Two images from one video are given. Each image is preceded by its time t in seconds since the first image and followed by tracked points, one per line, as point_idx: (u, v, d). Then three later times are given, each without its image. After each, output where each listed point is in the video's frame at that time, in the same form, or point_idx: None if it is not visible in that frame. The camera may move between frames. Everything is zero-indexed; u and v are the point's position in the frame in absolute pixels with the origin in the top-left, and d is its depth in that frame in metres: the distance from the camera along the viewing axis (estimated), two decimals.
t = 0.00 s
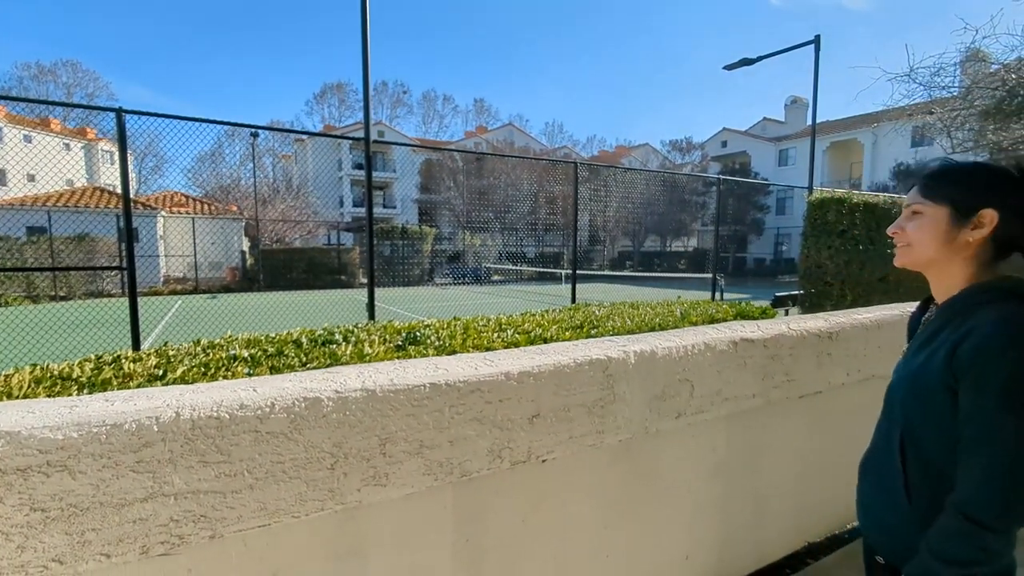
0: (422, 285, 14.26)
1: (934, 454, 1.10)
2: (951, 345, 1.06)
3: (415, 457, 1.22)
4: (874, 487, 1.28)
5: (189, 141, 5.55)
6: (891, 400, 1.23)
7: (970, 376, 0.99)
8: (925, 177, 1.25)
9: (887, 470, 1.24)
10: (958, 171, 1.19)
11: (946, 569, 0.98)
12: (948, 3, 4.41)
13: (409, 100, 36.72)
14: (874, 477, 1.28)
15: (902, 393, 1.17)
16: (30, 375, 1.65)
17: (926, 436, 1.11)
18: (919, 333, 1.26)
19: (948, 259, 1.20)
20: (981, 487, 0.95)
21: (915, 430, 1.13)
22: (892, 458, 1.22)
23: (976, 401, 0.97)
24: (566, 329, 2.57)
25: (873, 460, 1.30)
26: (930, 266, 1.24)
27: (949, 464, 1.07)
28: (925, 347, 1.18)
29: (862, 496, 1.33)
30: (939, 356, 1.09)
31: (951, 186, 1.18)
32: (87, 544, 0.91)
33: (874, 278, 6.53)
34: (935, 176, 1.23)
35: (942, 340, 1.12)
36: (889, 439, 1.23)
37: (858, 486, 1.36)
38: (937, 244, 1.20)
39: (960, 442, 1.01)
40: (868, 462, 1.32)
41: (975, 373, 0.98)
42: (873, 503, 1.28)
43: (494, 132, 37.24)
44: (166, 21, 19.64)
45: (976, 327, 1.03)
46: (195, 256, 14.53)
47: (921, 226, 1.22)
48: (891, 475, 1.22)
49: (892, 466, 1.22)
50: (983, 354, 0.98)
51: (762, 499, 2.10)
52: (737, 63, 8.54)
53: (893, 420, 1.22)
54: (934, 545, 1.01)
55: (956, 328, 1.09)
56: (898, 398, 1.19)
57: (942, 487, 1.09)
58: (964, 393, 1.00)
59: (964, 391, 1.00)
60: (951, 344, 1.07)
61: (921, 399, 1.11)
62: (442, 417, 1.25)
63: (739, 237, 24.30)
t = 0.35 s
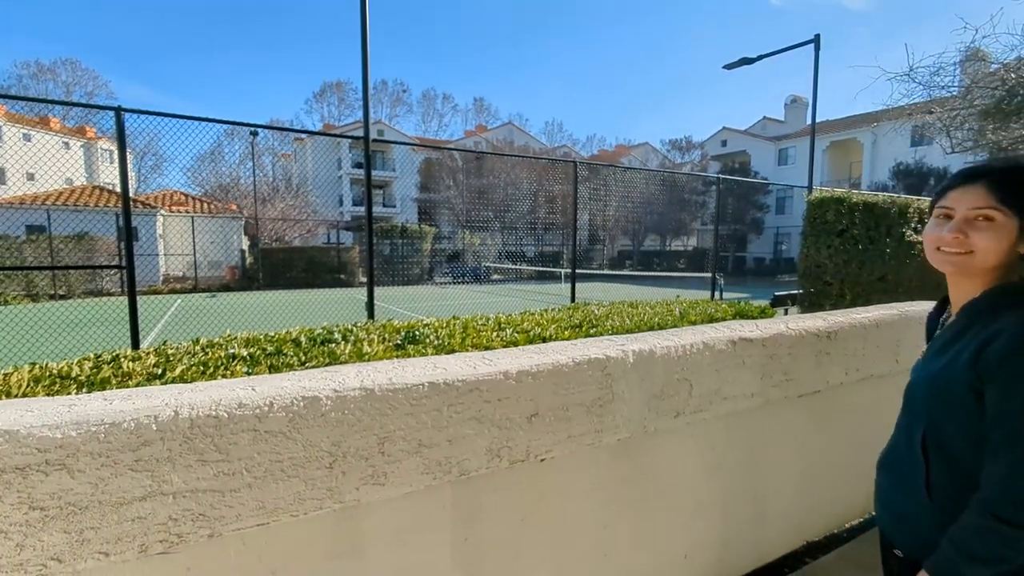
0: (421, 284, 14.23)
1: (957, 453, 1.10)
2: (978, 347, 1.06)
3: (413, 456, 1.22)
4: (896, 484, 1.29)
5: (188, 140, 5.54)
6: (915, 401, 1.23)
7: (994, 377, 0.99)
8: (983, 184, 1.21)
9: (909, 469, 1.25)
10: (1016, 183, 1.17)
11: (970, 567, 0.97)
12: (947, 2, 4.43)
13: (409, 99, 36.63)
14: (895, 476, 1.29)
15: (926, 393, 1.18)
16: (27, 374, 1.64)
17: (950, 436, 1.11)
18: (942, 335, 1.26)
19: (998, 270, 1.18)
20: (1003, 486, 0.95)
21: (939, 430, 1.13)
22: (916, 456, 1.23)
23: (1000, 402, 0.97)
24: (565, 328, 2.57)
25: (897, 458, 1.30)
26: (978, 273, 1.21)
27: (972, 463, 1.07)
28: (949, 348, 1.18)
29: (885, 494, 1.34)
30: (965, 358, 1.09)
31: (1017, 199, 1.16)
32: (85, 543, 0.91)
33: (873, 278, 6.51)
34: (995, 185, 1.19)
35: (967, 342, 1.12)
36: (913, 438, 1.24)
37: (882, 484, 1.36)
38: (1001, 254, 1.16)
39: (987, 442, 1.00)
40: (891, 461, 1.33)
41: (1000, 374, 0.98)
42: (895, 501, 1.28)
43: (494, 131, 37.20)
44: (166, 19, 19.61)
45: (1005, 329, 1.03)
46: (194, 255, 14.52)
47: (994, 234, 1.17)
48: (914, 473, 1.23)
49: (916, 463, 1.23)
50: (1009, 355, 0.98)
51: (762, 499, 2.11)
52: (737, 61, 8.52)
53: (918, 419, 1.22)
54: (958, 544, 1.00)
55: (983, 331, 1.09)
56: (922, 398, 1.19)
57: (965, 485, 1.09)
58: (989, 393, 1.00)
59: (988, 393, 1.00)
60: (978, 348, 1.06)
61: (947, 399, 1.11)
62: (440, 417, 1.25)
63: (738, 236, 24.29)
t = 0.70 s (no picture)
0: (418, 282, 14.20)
1: (953, 452, 1.12)
2: (978, 349, 1.07)
3: (410, 453, 1.23)
4: (887, 481, 1.31)
5: (184, 137, 5.53)
6: (909, 401, 1.25)
7: (995, 380, 1.00)
8: (997, 184, 1.20)
9: (901, 466, 1.27)
10: None
11: (969, 566, 1.00)
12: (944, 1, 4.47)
13: (406, 95, 36.37)
14: (887, 473, 1.31)
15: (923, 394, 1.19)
16: (24, 370, 1.64)
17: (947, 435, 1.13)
18: (936, 335, 1.28)
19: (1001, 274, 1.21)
20: (1002, 487, 0.97)
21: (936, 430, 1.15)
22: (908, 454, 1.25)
23: (1003, 404, 0.98)
24: (561, 326, 2.58)
25: (889, 455, 1.32)
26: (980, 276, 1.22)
27: (968, 461, 1.09)
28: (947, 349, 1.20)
29: (875, 490, 1.36)
30: (964, 359, 1.10)
31: None
32: (82, 539, 0.91)
33: (870, 276, 6.57)
34: (1011, 185, 1.18)
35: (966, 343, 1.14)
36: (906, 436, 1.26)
37: (871, 480, 1.39)
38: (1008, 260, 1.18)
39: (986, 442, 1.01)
40: (882, 459, 1.35)
41: (1004, 376, 0.99)
42: (886, 497, 1.31)
43: (491, 129, 37.13)
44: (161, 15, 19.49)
45: (1005, 331, 1.04)
46: (190, 252, 14.46)
47: (1002, 239, 1.18)
48: (907, 470, 1.26)
49: (909, 461, 1.25)
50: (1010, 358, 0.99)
51: (757, 496, 2.12)
52: (735, 60, 8.53)
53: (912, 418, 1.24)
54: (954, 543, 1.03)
55: (982, 332, 1.11)
56: (917, 397, 1.21)
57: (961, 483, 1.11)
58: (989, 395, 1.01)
59: (988, 395, 1.01)
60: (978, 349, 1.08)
61: (945, 399, 1.12)
62: (437, 414, 1.26)
63: (735, 235, 24.34)
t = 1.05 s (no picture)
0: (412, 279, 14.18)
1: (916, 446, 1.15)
2: (930, 343, 1.10)
3: (402, 450, 1.24)
4: (861, 480, 1.33)
5: (175, 132, 5.48)
6: (874, 399, 1.27)
7: (948, 373, 1.03)
8: (925, 179, 1.23)
9: (876, 465, 1.29)
10: (957, 179, 1.19)
11: (934, 561, 1.02)
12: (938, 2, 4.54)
13: (400, 92, 35.61)
14: (862, 473, 1.33)
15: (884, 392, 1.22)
16: (15, 367, 1.62)
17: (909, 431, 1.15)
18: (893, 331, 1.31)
19: (931, 266, 1.23)
20: (961, 477, 1.00)
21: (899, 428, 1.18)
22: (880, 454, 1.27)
23: (955, 396, 1.01)
24: (554, 324, 2.60)
25: (864, 456, 1.34)
26: (912, 269, 1.26)
27: (931, 457, 1.12)
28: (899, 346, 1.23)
29: (848, 489, 1.39)
30: (918, 355, 1.13)
31: (956, 195, 1.18)
32: (75, 536, 0.91)
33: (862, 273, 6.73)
34: (936, 179, 1.22)
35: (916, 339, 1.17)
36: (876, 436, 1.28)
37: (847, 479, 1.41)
38: (930, 252, 1.21)
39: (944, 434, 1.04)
40: (855, 459, 1.37)
41: (954, 369, 1.02)
42: (861, 496, 1.33)
43: (486, 126, 37.09)
44: (152, 8, 19.27)
45: (950, 324, 1.07)
46: (182, 248, 14.37)
47: (918, 230, 1.22)
48: (879, 469, 1.28)
49: (882, 461, 1.26)
50: (959, 351, 1.03)
51: (745, 493, 2.15)
52: (728, 60, 8.59)
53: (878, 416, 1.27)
54: (921, 540, 1.05)
55: (931, 326, 1.14)
56: (878, 396, 1.23)
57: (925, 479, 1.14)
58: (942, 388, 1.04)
59: (943, 388, 1.04)
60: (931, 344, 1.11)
61: (904, 397, 1.15)
62: (429, 412, 1.27)
63: (728, 234, 24.49)
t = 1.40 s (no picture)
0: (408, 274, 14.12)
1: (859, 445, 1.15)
2: (872, 339, 1.12)
3: (406, 444, 1.25)
4: (809, 481, 1.33)
5: (168, 124, 5.41)
6: (822, 399, 1.28)
7: (884, 369, 1.04)
8: (854, 173, 1.31)
9: (822, 466, 1.29)
10: (885, 169, 1.23)
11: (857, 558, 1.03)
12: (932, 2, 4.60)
13: (395, 86, 35.68)
14: (811, 473, 1.34)
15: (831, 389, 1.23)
16: (13, 361, 1.59)
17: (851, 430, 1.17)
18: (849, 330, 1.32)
19: (865, 255, 1.28)
20: (884, 476, 1.00)
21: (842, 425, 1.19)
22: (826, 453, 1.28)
23: (887, 393, 1.02)
24: (554, 320, 2.60)
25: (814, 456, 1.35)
26: (851, 259, 1.32)
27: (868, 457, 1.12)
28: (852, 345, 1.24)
29: (799, 493, 1.39)
30: (860, 352, 1.14)
31: (869, 183, 1.24)
32: (80, 529, 0.91)
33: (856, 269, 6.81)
34: (863, 170, 1.28)
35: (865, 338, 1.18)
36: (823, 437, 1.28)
37: (800, 484, 1.40)
38: (853, 237, 1.27)
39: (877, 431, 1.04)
40: (807, 461, 1.37)
41: (888, 365, 1.03)
42: (807, 497, 1.33)
43: (482, 121, 36.97)
44: None
45: (893, 321, 1.09)
46: (176, 242, 14.25)
47: (842, 219, 1.29)
48: (825, 470, 1.28)
49: (828, 461, 1.27)
50: (894, 345, 1.04)
51: (739, 488, 2.16)
52: (725, 56, 8.56)
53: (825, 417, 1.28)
54: (843, 536, 1.06)
55: (878, 323, 1.15)
56: (826, 392, 1.24)
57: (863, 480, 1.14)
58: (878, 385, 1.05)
59: (878, 386, 1.05)
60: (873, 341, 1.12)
61: (845, 392, 1.17)
62: (433, 405, 1.27)
63: (723, 230, 24.55)
